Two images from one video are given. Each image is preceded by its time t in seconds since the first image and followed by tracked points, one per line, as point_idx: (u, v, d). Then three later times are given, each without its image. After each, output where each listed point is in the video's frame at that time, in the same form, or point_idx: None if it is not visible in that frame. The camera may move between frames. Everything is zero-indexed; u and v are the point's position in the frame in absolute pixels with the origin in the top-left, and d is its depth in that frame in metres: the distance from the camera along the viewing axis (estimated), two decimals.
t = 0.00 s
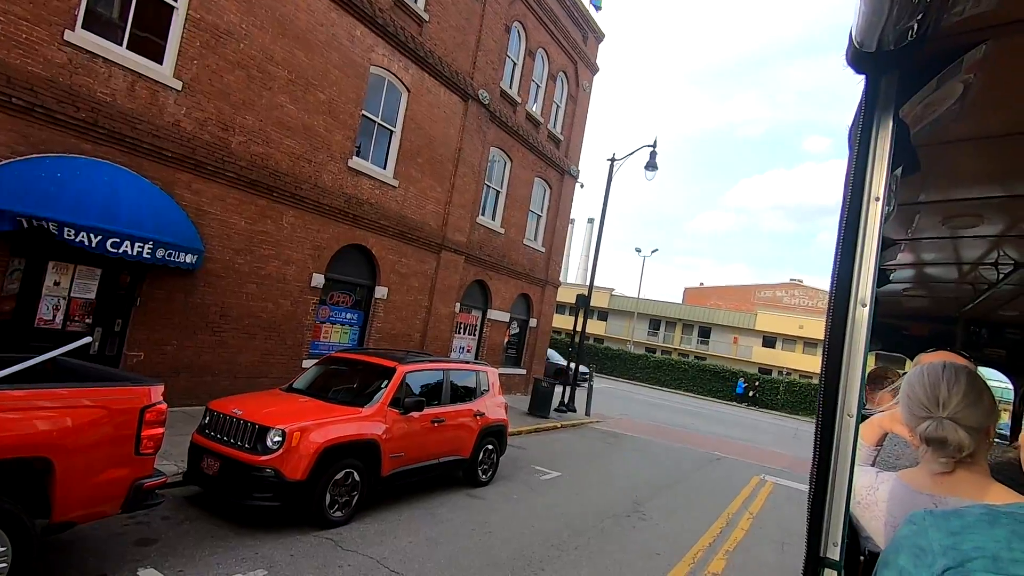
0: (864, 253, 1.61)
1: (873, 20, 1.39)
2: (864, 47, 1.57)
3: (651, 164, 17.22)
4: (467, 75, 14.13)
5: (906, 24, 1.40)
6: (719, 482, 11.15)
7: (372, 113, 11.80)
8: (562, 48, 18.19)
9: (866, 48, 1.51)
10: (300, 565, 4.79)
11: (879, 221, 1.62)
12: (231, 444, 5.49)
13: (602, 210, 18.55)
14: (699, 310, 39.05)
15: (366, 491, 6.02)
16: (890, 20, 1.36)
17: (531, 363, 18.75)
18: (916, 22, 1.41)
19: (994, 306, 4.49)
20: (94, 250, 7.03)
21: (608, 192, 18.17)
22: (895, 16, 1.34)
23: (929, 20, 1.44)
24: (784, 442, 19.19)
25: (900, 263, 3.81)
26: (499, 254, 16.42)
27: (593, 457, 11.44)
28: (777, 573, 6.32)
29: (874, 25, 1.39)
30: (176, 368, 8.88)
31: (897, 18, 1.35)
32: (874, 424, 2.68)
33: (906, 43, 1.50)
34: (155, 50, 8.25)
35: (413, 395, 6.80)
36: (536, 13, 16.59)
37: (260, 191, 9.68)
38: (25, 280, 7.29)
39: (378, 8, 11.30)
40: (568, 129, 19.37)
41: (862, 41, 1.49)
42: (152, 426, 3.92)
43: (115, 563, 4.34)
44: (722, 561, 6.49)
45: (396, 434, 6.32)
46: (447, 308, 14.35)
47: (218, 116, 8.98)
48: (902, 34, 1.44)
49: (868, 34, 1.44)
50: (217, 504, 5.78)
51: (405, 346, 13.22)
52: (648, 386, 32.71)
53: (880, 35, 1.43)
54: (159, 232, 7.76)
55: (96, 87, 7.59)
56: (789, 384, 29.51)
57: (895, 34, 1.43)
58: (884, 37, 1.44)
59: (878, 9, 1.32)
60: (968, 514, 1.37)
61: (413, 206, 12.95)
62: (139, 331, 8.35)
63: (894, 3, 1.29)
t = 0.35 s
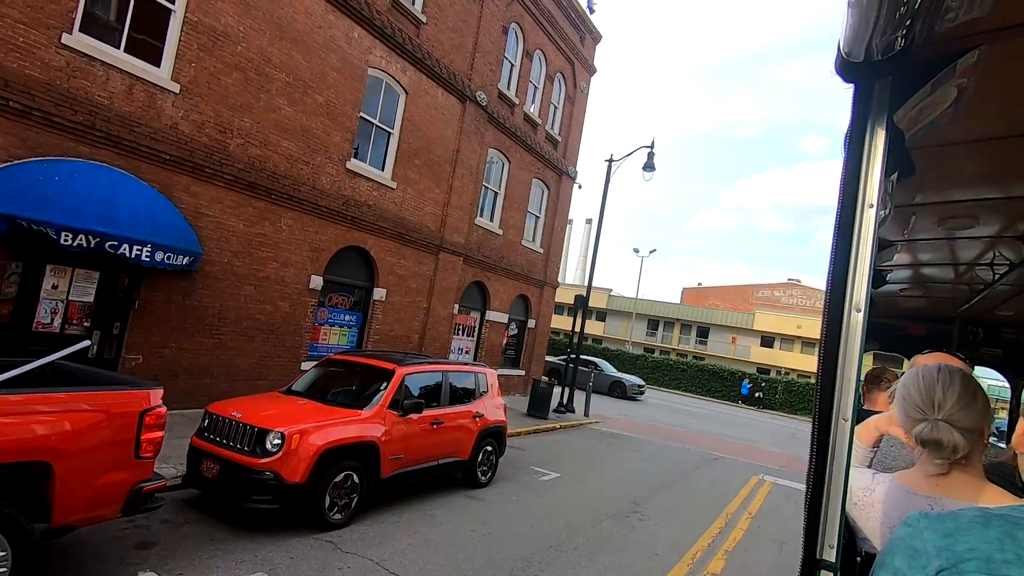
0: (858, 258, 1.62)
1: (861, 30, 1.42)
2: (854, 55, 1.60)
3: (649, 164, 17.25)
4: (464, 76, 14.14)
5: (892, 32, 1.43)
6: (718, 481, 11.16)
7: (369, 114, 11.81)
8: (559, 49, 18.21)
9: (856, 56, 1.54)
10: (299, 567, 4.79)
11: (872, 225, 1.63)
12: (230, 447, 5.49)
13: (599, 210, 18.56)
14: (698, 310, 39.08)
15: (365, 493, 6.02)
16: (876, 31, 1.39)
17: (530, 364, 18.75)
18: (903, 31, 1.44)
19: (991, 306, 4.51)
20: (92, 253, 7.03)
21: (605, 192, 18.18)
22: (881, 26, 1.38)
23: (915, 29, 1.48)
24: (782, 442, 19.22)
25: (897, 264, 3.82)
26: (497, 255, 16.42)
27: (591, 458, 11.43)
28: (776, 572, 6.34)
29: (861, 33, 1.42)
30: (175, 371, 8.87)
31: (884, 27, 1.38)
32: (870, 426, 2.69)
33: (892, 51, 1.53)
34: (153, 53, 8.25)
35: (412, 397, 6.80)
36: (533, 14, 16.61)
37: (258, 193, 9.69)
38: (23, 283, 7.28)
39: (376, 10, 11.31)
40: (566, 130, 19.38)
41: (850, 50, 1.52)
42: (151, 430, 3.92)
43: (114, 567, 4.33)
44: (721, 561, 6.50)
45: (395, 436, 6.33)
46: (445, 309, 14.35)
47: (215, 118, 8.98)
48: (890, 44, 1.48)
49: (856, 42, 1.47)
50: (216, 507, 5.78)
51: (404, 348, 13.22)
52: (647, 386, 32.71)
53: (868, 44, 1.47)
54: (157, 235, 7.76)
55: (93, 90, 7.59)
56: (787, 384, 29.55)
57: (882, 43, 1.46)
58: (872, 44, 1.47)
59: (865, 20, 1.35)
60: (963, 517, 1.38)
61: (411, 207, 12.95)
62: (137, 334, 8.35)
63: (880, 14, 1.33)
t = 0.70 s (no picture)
0: (857, 272, 1.64)
1: (859, 53, 1.45)
2: (851, 76, 1.62)
3: (652, 170, 17.29)
4: (467, 85, 14.22)
5: (890, 54, 1.46)
6: (724, 487, 11.11)
7: (374, 124, 11.90)
8: (561, 56, 18.31)
9: (853, 77, 1.56)
10: None
11: (872, 239, 1.65)
12: (239, 456, 5.52)
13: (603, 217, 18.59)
14: (703, 315, 39.00)
15: (373, 502, 6.03)
16: (873, 52, 1.42)
17: (536, 371, 18.74)
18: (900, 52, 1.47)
19: (997, 309, 4.50)
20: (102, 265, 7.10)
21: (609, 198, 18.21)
22: (878, 48, 1.41)
23: (912, 48, 1.52)
24: (789, 447, 19.14)
25: (902, 269, 3.82)
26: (502, 262, 16.45)
27: (598, 465, 11.41)
28: None
29: (860, 54, 1.45)
30: (183, 381, 8.92)
31: (881, 49, 1.42)
32: (875, 434, 2.70)
33: (889, 73, 1.56)
34: (161, 67, 8.35)
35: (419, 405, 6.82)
36: (535, 22, 16.72)
37: (264, 203, 9.76)
38: (33, 295, 7.35)
39: (380, 21, 11.42)
40: (569, 137, 19.44)
41: (847, 73, 1.55)
42: (161, 440, 3.95)
43: None
44: (729, 567, 6.47)
45: (402, 444, 6.35)
46: (451, 317, 14.37)
47: (222, 130, 9.06)
48: (887, 65, 1.51)
49: (854, 64, 1.51)
50: (224, 517, 5.80)
51: (409, 356, 13.24)
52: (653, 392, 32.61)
53: (865, 66, 1.50)
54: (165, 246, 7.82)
55: (102, 104, 7.68)
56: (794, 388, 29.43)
57: (880, 65, 1.49)
58: (870, 66, 1.50)
59: (862, 44, 1.39)
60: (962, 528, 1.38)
61: (416, 215, 13.00)
62: (146, 344, 8.40)
63: (877, 37, 1.36)
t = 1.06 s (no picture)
0: (853, 292, 1.65)
1: (851, 80, 1.47)
2: (843, 103, 1.64)
3: (653, 182, 17.37)
4: (469, 101, 14.35)
5: (879, 83, 1.49)
6: (731, 500, 11.02)
7: (377, 140, 12.00)
8: (562, 71, 18.48)
9: (844, 104, 1.58)
10: None
11: (865, 261, 1.66)
12: (244, 474, 5.51)
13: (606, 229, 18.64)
14: (706, 326, 38.89)
15: (378, 518, 6.01)
16: (865, 79, 1.44)
17: (540, 384, 18.68)
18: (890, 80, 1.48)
19: (1001, 318, 4.49)
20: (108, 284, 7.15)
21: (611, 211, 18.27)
22: (869, 77, 1.43)
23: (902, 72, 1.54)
24: (796, 458, 18.97)
25: (905, 280, 3.82)
26: (505, 276, 16.47)
27: (603, 478, 11.34)
28: None
29: (850, 83, 1.48)
30: (188, 399, 8.93)
31: (872, 79, 1.44)
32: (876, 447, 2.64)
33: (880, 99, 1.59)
34: (167, 88, 8.47)
35: (423, 420, 6.81)
36: (535, 39, 16.90)
37: (269, 220, 9.83)
38: (40, 315, 7.40)
39: (382, 40, 11.57)
40: (571, 151, 19.55)
41: (839, 100, 1.57)
42: (167, 459, 3.96)
43: None
44: None
45: (407, 460, 6.33)
46: (455, 331, 14.37)
47: (227, 149, 9.15)
48: (878, 92, 1.53)
49: (845, 92, 1.54)
50: (229, 535, 5.79)
51: (413, 371, 13.24)
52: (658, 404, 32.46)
53: (857, 94, 1.52)
54: (170, 264, 7.87)
55: (109, 125, 7.78)
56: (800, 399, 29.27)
57: (871, 93, 1.52)
58: (861, 95, 1.53)
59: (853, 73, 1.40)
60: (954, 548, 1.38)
61: (419, 230, 13.07)
62: (151, 362, 8.43)
63: (866, 68, 1.39)
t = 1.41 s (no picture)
0: (826, 305, 1.69)
1: (818, 103, 1.49)
2: (812, 125, 1.66)
3: (645, 196, 17.50)
4: (461, 118, 14.46)
5: (845, 103, 1.53)
6: (729, 513, 10.97)
7: (370, 157, 12.05)
8: (553, 88, 18.67)
9: (812, 125, 1.61)
10: None
11: (838, 279, 1.69)
12: (236, 494, 5.45)
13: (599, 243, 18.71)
14: (701, 338, 38.96)
15: (372, 537, 5.95)
16: (829, 101, 1.47)
17: (535, 398, 18.62)
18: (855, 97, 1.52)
19: (989, 329, 4.52)
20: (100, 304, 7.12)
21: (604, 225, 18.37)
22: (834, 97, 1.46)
23: (866, 94, 1.59)
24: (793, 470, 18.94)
25: (893, 290, 3.85)
26: (499, 290, 16.48)
27: (600, 493, 11.27)
28: None
29: (817, 106, 1.51)
30: (180, 418, 8.86)
31: (837, 98, 1.48)
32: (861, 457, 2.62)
33: (848, 119, 1.62)
34: (160, 107, 8.50)
35: (417, 437, 6.77)
36: (526, 56, 17.10)
37: (262, 238, 9.82)
38: (30, 336, 7.36)
39: (374, 58, 11.67)
40: (563, 166, 19.66)
41: (808, 122, 1.60)
42: (157, 480, 3.93)
43: None
44: None
45: (400, 477, 6.29)
46: (450, 346, 14.34)
47: (220, 168, 9.16)
48: (844, 113, 1.56)
49: (812, 116, 1.57)
50: (221, 557, 5.72)
51: (408, 387, 13.18)
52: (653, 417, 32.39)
53: (824, 114, 1.55)
54: (163, 283, 7.84)
55: (102, 145, 7.80)
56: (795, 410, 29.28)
57: (837, 114, 1.56)
58: (827, 116, 1.56)
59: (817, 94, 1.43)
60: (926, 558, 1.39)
61: (413, 246, 13.10)
62: (143, 382, 8.37)
63: (828, 90, 1.43)
